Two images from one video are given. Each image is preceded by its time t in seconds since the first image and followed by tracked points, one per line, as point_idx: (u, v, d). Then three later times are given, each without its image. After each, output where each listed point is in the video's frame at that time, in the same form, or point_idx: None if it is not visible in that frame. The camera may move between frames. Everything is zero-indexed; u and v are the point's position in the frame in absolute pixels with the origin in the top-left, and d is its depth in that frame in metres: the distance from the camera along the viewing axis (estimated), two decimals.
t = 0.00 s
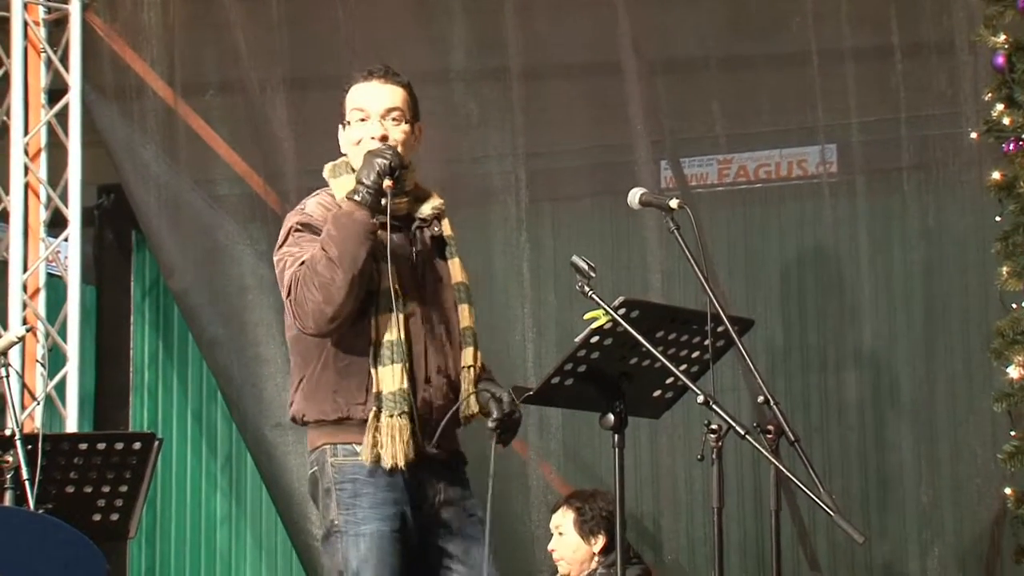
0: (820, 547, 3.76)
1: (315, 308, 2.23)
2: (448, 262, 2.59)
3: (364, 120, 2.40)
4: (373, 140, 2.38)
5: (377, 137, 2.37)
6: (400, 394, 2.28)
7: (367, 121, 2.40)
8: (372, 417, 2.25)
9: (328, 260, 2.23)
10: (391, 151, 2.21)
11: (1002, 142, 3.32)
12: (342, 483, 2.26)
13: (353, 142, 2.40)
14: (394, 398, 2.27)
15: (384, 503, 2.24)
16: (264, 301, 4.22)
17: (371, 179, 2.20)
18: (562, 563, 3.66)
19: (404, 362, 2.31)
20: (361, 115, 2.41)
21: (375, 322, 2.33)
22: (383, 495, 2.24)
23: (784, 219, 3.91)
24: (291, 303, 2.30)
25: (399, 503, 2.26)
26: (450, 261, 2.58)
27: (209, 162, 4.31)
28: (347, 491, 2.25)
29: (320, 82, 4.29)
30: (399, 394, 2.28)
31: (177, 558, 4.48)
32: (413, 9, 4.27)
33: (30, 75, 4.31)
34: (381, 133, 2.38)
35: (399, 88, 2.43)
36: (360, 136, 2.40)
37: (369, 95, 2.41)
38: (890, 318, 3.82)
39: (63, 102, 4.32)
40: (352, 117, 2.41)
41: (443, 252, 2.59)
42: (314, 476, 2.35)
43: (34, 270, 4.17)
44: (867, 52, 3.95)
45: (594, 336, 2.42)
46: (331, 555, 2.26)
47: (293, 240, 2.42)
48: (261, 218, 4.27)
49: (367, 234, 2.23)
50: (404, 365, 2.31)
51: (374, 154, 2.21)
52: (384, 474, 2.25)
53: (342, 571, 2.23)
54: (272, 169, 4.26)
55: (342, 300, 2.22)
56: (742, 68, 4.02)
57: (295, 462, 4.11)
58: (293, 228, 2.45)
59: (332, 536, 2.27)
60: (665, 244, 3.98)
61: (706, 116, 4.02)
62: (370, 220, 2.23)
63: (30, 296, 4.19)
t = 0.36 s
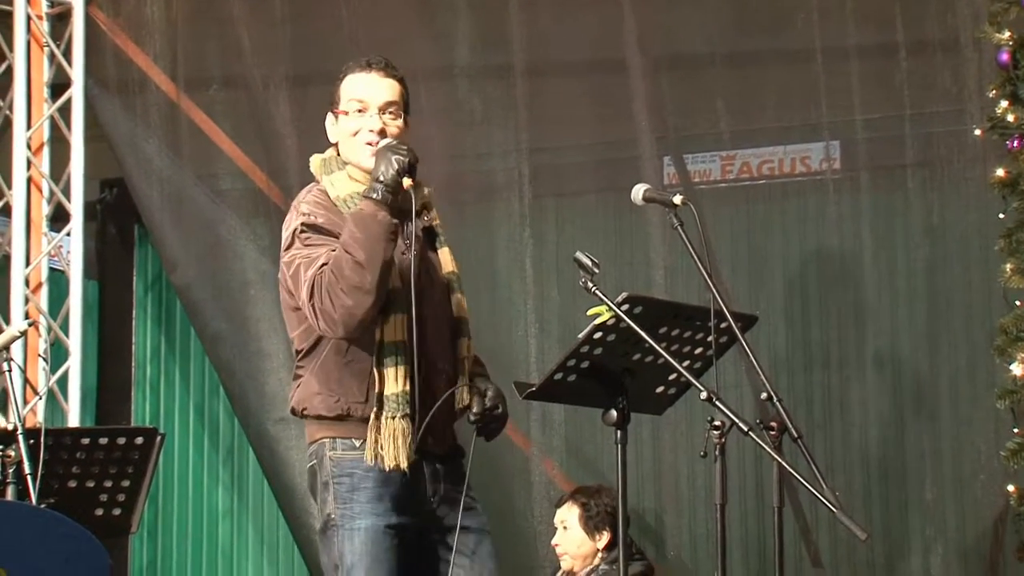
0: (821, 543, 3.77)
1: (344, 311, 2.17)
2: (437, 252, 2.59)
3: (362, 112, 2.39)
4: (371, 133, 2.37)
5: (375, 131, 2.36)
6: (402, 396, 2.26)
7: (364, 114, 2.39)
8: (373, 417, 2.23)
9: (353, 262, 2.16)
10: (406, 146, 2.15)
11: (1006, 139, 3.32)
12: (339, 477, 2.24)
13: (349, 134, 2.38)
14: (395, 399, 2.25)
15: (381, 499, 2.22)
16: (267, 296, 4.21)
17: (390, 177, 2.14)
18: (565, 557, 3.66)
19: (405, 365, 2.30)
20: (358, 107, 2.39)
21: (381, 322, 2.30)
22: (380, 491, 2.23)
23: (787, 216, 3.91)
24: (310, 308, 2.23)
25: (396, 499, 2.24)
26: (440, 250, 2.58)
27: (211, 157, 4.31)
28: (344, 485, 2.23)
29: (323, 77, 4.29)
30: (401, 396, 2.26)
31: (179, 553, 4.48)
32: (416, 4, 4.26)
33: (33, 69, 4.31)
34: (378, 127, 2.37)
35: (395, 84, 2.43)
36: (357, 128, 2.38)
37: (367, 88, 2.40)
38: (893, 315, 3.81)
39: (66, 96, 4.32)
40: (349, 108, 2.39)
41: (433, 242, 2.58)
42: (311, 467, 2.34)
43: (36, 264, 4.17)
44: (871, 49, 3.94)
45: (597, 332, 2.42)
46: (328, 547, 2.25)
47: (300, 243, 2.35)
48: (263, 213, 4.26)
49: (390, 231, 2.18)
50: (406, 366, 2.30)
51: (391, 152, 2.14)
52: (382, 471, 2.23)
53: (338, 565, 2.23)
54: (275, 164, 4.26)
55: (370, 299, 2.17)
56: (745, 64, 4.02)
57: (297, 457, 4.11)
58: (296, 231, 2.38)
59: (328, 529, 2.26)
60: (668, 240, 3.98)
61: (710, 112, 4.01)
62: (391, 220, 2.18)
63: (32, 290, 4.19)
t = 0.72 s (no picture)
0: (824, 539, 3.77)
1: (384, 311, 2.19)
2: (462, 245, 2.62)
3: (395, 110, 2.43)
4: (404, 131, 2.42)
5: (409, 130, 2.41)
6: (430, 392, 2.26)
7: (397, 112, 2.43)
8: (401, 413, 2.25)
9: (391, 262, 2.17)
10: (439, 145, 2.18)
11: (1007, 133, 3.31)
12: (376, 475, 2.26)
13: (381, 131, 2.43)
14: (424, 396, 2.25)
15: (416, 498, 2.24)
16: (268, 293, 4.21)
17: (426, 177, 2.17)
18: (568, 553, 3.64)
19: (433, 359, 2.28)
20: (391, 104, 2.44)
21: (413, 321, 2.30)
22: (416, 490, 2.25)
23: (788, 211, 3.91)
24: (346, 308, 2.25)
25: (429, 499, 2.26)
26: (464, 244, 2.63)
27: (212, 154, 4.31)
28: (381, 483, 2.25)
29: (324, 73, 4.29)
30: (430, 392, 2.26)
31: (182, 550, 4.49)
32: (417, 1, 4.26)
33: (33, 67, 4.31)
34: (411, 126, 2.42)
35: (425, 84, 2.49)
36: (389, 126, 2.43)
37: (401, 87, 2.45)
38: (895, 310, 3.81)
39: (67, 94, 4.32)
40: (382, 105, 2.44)
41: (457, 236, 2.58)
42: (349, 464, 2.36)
43: (37, 262, 4.17)
44: (872, 43, 3.94)
45: (598, 328, 2.41)
46: (358, 543, 2.27)
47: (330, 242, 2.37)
48: (264, 210, 4.26)
49: (426, 231, 2.20)
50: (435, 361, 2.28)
51: (424, 152, 2.17)
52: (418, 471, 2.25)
53: (368, 561, 2.24)
54: (276, 161, 4.26)
55: (409, 298, 2.19)
56: (746, 60, 4.02)
57: (298, 455, 4.10)
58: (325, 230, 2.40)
59: (360, 525, 2.27)
60: (670, 236, 3.98)
61: (711, 107, 4.01)
62: (427, 220, 2.20)
63: (33, 288, 4.19)
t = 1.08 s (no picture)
0: (826, 538, 3.77)
1: (426, 333, 2.26)
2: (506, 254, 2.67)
3: (453, 131, 2.50)
4: (461, 154, 2.50)
5: (467, 153, 2.49)
6: (481, 403, 2.37)
7: (455, 133, 2.50)
8: (455, 426, 2.36)
9: (439, 287, 2.26)
10: (495, 177, 2.28)
11: (1007, 131, 3.31)
12: (419, 477, 2.38)
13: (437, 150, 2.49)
14: (475, 408, 2.36)
15: (458, 494, 2.36)
16: (269, 292, 4.21)
17: (482, 209, 2.27)
18: (572, 552, 3.63)
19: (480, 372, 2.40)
20: (450, 126, 2.50)
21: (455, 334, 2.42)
22: (458, 487, 2.36)
23: (788, 209, 3.91)
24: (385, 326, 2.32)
25: (472, 495, 2.37)
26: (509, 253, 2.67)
27: (213, 153, 4.31)
28: (423, 483, 2.37)
29: (325, 73, 4.29)
30: (480, 403, 2.37)
31: (183, 549, 4.49)
32: None
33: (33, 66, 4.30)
34: (467, 150, 2.50)
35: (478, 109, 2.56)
36: (445, 147, 2.50)
37: (461, 110, 2.51)
38: (896, 308, 3.81)
39: (67, 93, 4.32)
40: (442, 125, 2.49)
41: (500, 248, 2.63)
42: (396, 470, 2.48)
43: (38, 261, 4.17)
44: (872, 42, 3.94)
45: (599, 326, 2.41)
46: (409, 543, 2.39)
47: (366, 258, 2.44)
48: (265, 209, 4.26)
49: (476, 260, 2.30)
50: (480, 374, 2.40)
51: (483, 184, 2.27)
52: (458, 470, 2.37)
53: (417, 560, 2.35)
54: (277, 160, 4.27)
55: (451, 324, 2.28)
56: (746, 58, 4.02)
57: (300, 454, 4.10)
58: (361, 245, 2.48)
59: (409, 526, 2.40)
60: (670, 235, 3.98)
61: (711, 105, 4.01)
62: (477, 249, 2.30)
63: (34, 287, 4.19)
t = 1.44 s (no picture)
0: (826, 535, 3.77)
1: (435, 321, 2.27)
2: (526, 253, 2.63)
3: (498, 134, 2.48)
4: (502, 157, 2.48)
5: (508, 159, 2.48)
6: (472, 395, 2.37)
7: (500, 138, 2.48)
8: (442, 412, 2.37)
9: (460, 282, 2.27)
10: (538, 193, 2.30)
11: (1007, 128, 3.31)
12: (410, 472, 2.40)
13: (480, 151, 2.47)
14: (465, 399, 2.36)
15: (447, 488, 2.36)
16: (269, 290, 4.21)
17: (520, 222, 2.29)
18: (573, 547, 3.65)
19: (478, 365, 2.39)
20: (496, 128, 2.48)
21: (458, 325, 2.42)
22: (447, 481, 2.36)
23: (788, 207, 3.91)
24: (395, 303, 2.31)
25: (462, 488, 2.37)
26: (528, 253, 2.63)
27: (213, 152, 4.32)
28: (414, 478, 2.39)
29: (325, 71, 4.30)
30: (471, 395, 2.37)
31: (183, 547, 4.49)
32: None
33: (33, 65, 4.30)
34: (510, 156, 2.48)
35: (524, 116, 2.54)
36: (486, 148, 2.48)
37: (510, 115, 2.49)
38: (896, 306, 3.81)
39: (67, 91, 4.32)
40: (488, 126, 2.48)
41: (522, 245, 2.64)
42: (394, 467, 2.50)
43: (38, 260, 4.17)
44: (872, 40, 3.94)
45: (599, 324, 2.41)
46: (406, 539, 2.41)
47: (386, 233, 2.44)
48: (265, 208, 4.26)
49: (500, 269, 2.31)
50: (478, 367, 2.39)
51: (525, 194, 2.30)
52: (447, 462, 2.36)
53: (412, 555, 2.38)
54: (277, 159, 4.27)
55: (461, 316, 2.29)
56: (745, 57, 4.02)
57: (300, 452, 4.10)
58: (383, 220, 2.48)
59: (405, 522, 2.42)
60: (670, 232, 3.98)
61: (710, 103, 4.01)
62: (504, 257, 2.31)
63: (34, 285, 4.19)
